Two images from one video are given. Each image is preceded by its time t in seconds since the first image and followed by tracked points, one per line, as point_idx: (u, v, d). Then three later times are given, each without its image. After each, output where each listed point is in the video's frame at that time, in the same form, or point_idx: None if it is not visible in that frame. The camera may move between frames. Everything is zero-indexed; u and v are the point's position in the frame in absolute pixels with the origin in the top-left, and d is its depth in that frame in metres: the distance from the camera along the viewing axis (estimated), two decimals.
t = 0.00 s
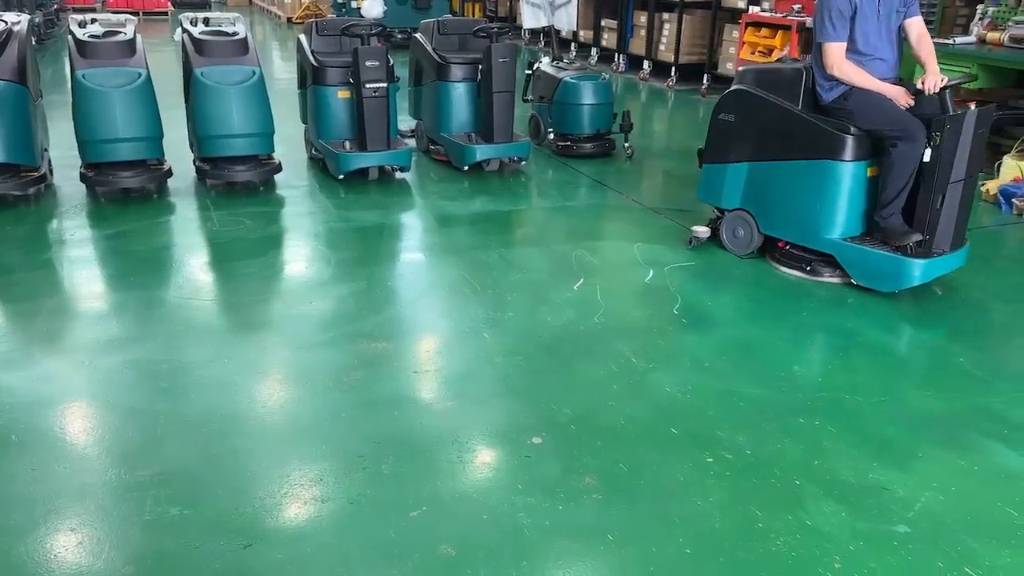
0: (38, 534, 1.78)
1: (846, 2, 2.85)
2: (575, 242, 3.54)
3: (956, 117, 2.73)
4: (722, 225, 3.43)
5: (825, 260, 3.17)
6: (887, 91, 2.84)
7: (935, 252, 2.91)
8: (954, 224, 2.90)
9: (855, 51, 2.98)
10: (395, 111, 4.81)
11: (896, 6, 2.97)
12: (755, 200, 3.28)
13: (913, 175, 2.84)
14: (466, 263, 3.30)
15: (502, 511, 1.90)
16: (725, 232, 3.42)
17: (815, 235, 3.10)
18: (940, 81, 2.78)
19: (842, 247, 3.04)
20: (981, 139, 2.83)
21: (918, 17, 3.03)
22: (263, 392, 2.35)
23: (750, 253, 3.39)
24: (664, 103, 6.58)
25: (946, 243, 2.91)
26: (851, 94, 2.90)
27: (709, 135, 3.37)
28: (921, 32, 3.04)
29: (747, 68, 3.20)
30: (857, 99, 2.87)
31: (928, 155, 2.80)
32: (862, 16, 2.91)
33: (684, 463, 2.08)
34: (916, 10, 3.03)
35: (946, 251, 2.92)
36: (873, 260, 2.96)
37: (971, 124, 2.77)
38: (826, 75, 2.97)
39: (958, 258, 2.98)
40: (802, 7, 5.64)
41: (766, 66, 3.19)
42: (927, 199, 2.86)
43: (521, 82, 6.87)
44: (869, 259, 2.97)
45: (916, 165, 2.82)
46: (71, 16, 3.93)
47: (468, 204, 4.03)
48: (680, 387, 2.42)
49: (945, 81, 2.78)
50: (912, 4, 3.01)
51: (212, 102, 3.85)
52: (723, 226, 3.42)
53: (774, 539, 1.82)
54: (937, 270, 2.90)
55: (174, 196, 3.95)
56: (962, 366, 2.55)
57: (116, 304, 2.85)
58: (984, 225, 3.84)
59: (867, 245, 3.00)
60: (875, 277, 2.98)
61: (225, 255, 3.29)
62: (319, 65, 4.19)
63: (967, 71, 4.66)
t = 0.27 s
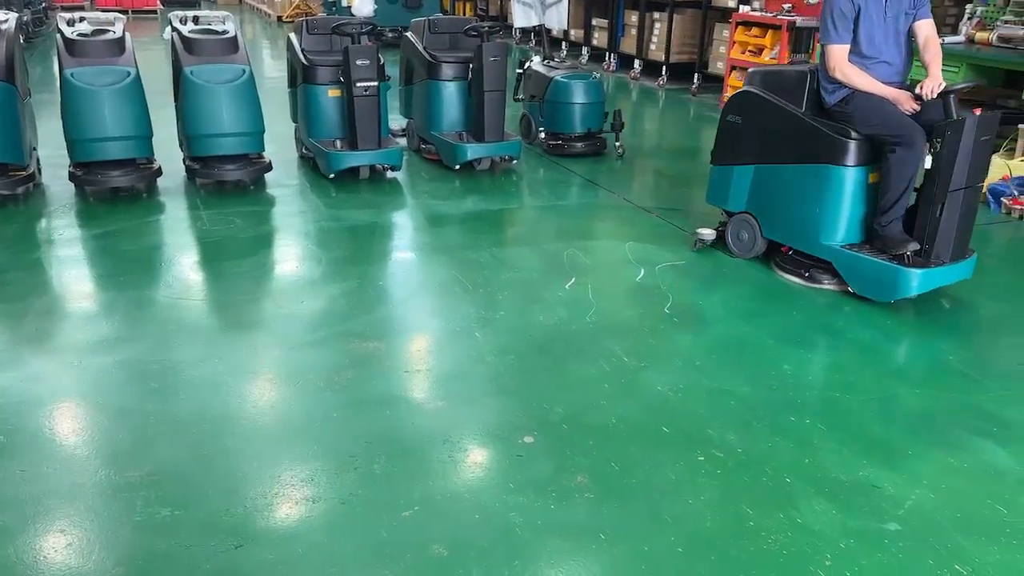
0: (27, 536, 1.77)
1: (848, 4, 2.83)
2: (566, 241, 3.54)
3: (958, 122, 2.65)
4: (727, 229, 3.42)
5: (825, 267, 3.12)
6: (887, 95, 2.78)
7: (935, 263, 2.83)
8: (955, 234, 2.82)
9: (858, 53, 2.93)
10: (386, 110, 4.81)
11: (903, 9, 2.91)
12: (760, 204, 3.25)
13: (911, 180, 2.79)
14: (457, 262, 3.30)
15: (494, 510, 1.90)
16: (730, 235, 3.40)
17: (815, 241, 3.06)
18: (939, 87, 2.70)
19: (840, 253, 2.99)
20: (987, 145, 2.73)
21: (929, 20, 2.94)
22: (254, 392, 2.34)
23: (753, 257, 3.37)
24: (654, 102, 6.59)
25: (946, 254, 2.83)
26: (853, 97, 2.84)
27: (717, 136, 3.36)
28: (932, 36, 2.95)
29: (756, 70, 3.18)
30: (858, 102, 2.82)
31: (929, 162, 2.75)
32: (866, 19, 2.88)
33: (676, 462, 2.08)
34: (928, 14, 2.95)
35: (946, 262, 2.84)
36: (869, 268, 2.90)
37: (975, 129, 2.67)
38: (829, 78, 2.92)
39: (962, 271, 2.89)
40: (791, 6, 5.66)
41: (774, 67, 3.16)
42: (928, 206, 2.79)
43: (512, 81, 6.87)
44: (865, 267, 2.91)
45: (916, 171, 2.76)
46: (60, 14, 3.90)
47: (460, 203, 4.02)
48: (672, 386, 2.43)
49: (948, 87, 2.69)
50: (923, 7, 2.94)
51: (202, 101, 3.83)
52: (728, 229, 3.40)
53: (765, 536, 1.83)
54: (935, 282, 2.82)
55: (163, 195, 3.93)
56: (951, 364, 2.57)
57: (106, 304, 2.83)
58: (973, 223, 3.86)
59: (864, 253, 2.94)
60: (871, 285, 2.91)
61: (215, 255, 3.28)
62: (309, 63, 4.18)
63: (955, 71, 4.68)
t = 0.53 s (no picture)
0: (20, 536, 1.77)
1: (851, 6, 2.77)
2: (560, 240, 3.55)
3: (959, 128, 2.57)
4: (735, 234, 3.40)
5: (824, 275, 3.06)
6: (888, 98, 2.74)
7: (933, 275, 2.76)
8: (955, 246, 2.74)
9: (862, 56, 2.84)
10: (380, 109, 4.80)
11: (911, 11, 2.83)
12: (764, 209, 3.20)
13: (911, 187, 2.71)
14: (452, 261, 3.30)
15: (489, 509, 1.90)
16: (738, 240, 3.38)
17: (814, 247, 3.01)
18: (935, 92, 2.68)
19: (837, 260, 2.93)
20: (990, 153, 2.64)
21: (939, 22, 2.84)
22: (248, 392, 2.34)
23: (759, 262, 3.32)
24: (649, 101, 6.60)
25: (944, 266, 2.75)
26: (856, 101, 2.80)
27: (727, 138, 3.31)
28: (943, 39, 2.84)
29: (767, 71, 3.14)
30: (862, 104, 2.77)
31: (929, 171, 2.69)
32: (872, 20, 2.80)
33: (671, 460, 2.09)
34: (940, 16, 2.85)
35: (945, 273, 2.76)
36: (863, 277, 2.84)
37: (976, 136, 2.58)
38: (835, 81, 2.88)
39: (962, 285, 2.81)
40: (785, 6, 5.67)
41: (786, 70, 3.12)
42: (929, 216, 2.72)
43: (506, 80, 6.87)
44: (860, 275, 2.85)
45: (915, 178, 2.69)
46: (52, 12, 3.89)
47: (454, 202, 4.02)
48: (666, 385, 2.43)
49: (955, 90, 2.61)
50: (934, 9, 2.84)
51: (196, 100, 3.82)
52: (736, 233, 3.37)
53: (759, 535, 1.84)
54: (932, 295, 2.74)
55: (157, 194, 3.92)
56: (945, 363, 2.58)
57: (99, 303, 2.82)
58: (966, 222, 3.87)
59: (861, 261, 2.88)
60: (865, 294, 2.85)
61: (209, 254, 3.27)
62: (303, 62, 4.17)
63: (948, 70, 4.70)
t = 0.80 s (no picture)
0: (17, 536, 1.76)
1: (855, 7, 2.73)
2: (558, 239, 3.55)
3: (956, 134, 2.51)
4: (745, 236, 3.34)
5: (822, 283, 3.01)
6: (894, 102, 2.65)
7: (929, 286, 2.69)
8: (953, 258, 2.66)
9: (866, 58, 2.80)
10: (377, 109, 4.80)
11: (920, 12, 2.76)
12: (770, 214, 3.17)
13: (907, 193, 2.67)
14: (449, 260, 3.30)
15: (486, 508, 1.90)
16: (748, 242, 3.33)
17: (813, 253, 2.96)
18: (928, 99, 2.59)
19: (833, 267, 2.88)
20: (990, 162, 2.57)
21: (952, 25, 2.75)
22: (245, 392, 2.34)
23: (765, 267, 3.27)
24: (646, 100, 6.60)
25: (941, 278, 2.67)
26: (857, 105, 2.75)
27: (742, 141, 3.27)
28: (954, 42, 2.76)
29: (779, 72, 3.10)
30: (863, 107, 2.72)
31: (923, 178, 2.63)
32: (878, 22, 2.75)
33: (668, 459, 2.09)
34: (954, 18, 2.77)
35: (940, 285, 2.69)
36: (857, 284, 2.79)
37: (973, 143, 2.51)
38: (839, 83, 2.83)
39: (964, 299, 2.72)
40: (782, 5, 5.67)
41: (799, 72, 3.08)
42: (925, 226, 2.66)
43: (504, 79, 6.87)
44: (854, 283, 2.80)
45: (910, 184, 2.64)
46: (49, 11, 3.88)
47: (451, 201, 4.02)
48: (664, 384, 2.43)
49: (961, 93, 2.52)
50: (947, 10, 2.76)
51: (193, 99, 3.81)
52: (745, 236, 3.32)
53: (756, 534, 1.84)
54: (927, 307, 2.67)
55: (154, 193, 3.92)
56: (942, 363, 2.58)
57: (95, 302, 2.82)
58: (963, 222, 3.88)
59: (856, 269, 2.82)
60: (858, 303, 2.80)
61: (206, 253, 3.26)
62: (300, 61, 4.17)
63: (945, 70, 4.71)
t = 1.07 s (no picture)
0: (17, 535, 1.76)
1: (860, 7, 2.72)
2: (558, 239, 3.54)
3: (949, 141, 2.42)
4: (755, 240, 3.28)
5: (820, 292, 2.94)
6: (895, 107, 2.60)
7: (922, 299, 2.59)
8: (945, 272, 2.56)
9: (871, 61, 2.78)
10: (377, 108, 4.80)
11: (929, 15, 2.72)
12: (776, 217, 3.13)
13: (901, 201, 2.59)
14: (449, 259, 3.30)
15: (486, 507, 1.90)
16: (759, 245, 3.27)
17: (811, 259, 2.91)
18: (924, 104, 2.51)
19: (828, 275, 2.82)
20: (989, 172, 2.46)
21: (962, 28, 2.69)
22: (245, 390, 2.34)
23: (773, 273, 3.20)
24: (647, 100, 6.60)
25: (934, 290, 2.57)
26: (860, 109, 2.71)
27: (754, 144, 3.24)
28: (964, 45, 2.69)
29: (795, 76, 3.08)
30: (864, 112, 2.68)
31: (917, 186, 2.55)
32: (884, 24, 2.73)
33: (668, 459, 2.09)
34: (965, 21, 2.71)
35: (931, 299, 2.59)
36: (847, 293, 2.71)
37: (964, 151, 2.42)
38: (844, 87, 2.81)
39: (962, 315, 2.61)
40: (783, 4, 5.67)
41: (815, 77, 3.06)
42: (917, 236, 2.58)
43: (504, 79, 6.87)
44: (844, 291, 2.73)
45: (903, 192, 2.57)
46: (50, 10, 3.88)
47: (452, 201, 4.02)
48: (664, 384, 2.43)
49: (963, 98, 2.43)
50: (958, 12, 2.70)
51: (194, 98, 3.81)
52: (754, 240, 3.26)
53: (756, 534, 1.84)
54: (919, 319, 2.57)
55: (154, 192, 3.92)
56: (943, 363, 2.58)
57: (95, 301, 2.82)
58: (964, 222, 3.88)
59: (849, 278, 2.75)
60: (848, 313, 2.72)
61: (206, 252, 3.26)
62: (301, 60, 4.16)
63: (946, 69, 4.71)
